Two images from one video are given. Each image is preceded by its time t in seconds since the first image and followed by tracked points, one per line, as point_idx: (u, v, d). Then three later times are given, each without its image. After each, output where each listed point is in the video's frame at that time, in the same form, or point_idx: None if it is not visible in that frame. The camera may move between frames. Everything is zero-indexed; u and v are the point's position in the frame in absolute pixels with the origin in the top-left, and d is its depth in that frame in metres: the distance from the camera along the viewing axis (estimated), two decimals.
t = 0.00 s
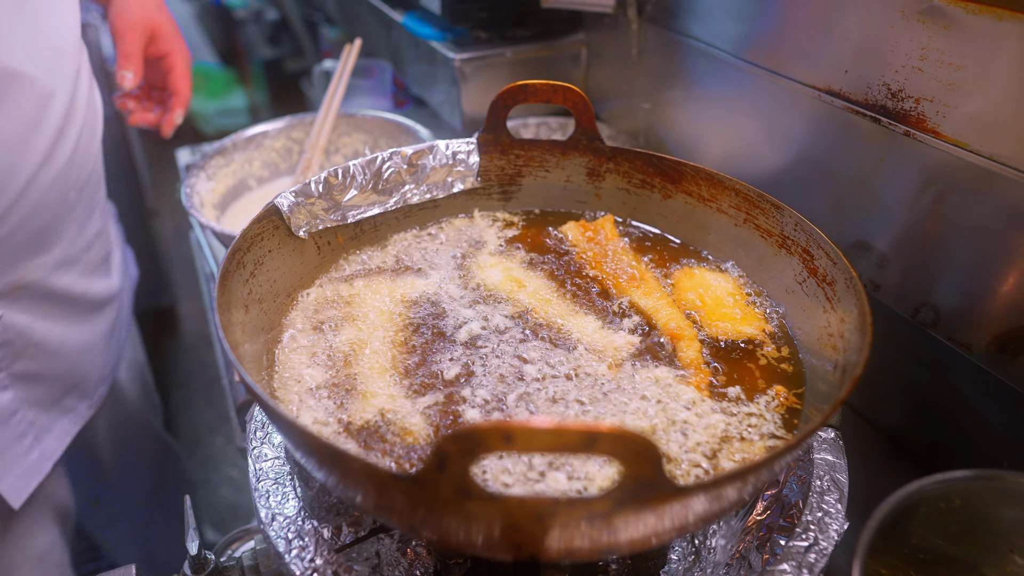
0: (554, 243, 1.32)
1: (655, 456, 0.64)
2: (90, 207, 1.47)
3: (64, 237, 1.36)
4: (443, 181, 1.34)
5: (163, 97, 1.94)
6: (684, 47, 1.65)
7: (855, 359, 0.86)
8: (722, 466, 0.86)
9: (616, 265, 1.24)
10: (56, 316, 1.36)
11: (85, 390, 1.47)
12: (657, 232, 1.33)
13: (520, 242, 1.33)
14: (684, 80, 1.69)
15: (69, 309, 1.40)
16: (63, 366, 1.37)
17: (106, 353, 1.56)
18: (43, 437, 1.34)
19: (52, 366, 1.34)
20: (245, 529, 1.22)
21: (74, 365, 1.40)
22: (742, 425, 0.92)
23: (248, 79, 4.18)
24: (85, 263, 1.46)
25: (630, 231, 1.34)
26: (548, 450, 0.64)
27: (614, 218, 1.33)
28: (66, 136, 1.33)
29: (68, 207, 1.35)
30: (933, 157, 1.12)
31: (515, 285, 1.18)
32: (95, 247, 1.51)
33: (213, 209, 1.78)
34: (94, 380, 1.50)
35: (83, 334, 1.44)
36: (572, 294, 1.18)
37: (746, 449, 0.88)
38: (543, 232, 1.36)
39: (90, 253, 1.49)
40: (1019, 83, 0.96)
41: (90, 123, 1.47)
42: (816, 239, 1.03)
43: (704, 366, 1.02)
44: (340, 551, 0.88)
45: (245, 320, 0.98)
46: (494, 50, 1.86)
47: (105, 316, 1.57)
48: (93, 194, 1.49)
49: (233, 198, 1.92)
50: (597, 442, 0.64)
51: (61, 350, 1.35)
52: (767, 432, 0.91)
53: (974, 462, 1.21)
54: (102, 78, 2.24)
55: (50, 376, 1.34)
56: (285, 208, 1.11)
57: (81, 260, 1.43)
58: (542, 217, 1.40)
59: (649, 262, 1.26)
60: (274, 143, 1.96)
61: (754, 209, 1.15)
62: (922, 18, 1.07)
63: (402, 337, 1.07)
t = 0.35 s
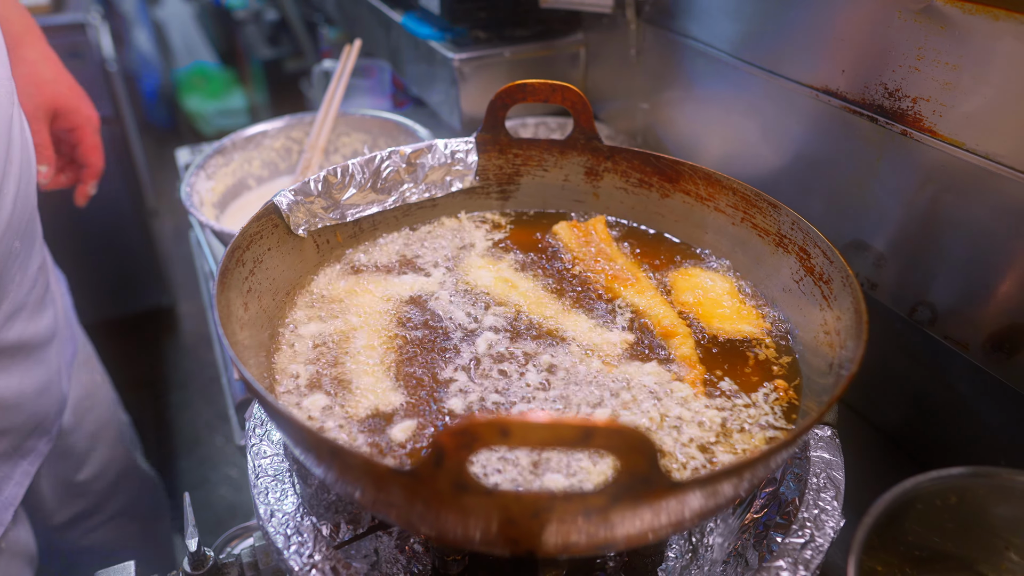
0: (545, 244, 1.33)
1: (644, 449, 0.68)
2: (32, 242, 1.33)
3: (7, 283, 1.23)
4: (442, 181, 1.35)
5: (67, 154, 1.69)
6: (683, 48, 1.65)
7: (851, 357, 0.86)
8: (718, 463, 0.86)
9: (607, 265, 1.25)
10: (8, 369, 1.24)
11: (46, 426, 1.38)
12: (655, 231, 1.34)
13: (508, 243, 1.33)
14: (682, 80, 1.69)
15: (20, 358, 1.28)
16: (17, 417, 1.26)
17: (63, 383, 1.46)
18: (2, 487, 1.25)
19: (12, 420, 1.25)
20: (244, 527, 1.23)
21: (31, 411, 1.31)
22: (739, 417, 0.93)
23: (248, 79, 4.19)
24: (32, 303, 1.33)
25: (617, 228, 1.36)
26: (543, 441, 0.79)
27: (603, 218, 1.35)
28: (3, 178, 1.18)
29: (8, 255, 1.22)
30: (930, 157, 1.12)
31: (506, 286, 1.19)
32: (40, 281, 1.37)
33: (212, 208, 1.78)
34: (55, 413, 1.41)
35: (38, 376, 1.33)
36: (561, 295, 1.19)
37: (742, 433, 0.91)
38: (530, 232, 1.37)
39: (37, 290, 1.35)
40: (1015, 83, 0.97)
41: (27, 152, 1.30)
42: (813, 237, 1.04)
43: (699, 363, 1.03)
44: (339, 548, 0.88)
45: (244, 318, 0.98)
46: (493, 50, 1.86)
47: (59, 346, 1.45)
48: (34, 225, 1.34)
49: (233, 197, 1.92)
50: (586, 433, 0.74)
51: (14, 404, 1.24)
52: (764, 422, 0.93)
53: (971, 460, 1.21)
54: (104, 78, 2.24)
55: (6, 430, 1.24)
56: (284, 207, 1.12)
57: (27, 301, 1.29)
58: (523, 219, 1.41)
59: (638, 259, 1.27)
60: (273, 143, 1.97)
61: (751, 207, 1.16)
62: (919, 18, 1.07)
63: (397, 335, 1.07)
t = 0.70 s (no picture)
0: (536, 243, 1.33)
1: (647, 450, 0.62)
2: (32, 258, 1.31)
3: (10, 301, 1.20)
4: (441, 181, 1.35)
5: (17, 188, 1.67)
6: (682, 49, 1.66)
7: (848, 356, 0.87)
8: (714, 462, 0.86)
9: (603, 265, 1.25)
10: (22, 389, 1.22)
11: (63, 449, 1.36)
12: (654, 231, 1.34)
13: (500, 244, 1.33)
14: (682, 80, 1.70)
15: (31, 377, 1.26)
16: (36, 438, 1.25)
17: (77, 400, 1.45)
18: (32, 513, 1.22)
19: (32, 440, 1.23)
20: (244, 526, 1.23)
21: (48, 431, 1.29)
22: (734, 414, 0.94)
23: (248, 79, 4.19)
24: (38, 317, 1.32)
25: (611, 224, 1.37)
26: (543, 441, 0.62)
27: (593, 216, 1.37)
28: None
29: (5, 269, 1.18)
30: (927, 158, 1.13)
31: (497, 287, 1.19)
32: (43, 297, 1.35)
33: (212, 208, 1.79)
34: (73, 431, 1.40)
35: (50, 395, 1.32)
36: (554, 295, 1.19)
37: (738, 434, 0.91)
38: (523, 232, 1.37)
39: (41, 304, 1.34)
40: (1012, 84, 0.98)
41: (12, 159, 1.26)
42: (810, 238, 1.04)
43: (695, 361, 1.04)
44: (338, 547, 0.88)
45: (244, 317, 0.99)
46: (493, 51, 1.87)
47: (69, 363, 1.44)
48: (32, 239, 1.32)
49: (233, 197, 1.93)
50: (591, 433, 0.62)
51: (32, 424, 1.23)
52: (757, 420, 0.93)
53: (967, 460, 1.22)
54: (104, 78, 2.25)
55: (28, 454, 1.22)
56: (284, 207, 1.12)
57: (31, 317, 1.28)
58: (515, 219, 1.41)
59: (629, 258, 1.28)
60: (273, 143, 1.97)
61: (749, 208, 1.17)
62: (917, 19, 1.08)
63: (391, 335, 1.08)
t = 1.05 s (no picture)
0: (533, 247, 1.33)
1: (644, 450, 0.62)
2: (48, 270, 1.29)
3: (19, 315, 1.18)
4: (442, 182, 1.36)
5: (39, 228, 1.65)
6: (681, 51, 1.67)
7: (846, 357, 0.87)
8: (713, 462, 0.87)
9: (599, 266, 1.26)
10: (35, 405, 1.21)
11: (88, 469, 1.38)
12: (652, 233, 1.35)
13: (495, 245, 1.33)
14: (681, 82, 1.70)
15: (46, 394, 1.25)
16: (49, 457, 1.24)
17: (98, 422, 1.44)
18: (44, 540, 1.25)
19: (47, 461, 1.24)
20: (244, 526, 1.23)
21: (63, 452, 1.29)
22: (734, 410, 0.96)
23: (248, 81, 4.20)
24: (54, 332, 1.30)
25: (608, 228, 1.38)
26: (542, 441, 0.63)
27: (589, 218, 1.37)
28: None
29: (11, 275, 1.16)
30: (925, 159, 1.13)
31: (494, 289, 1.19)
32: (60, 311, 1.34)
33: (213, 209, 1.79)
34: (93, 455, 1.40)
35: (67, 414, 1.31)
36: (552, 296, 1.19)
37: (738, 429, 0.93)
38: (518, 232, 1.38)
39: (61, 318, 1.33)
40: (1008, 87, 0.98)
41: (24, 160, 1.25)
42: (808, 240, 1.05)
43: (694, 358, 1.05)
44: (338, 547, 0.89)
45: (246, 318, 0.99)
46: (493, 53, 1.88)
47: (92, 380, 1.43)
48: (47, 250, 1.30)
49: (234, 197, 1.93)
50: (589, 434, 0.62)
51: (47, 444, 1.23)
52: (757, 416, 0.95)
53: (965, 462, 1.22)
54: (104, 79, 2.25)
55: (41, 475, 1.22)
56: (285, 208, 1.13)
57: (48, 334, 1.27)
58: (514, 220, 1.42)
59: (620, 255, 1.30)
60: (274, 144, 1.98)
61: (748, 210, 1.17)
62: (913, 22, 1.09)
63: (388, 336, 1.08)
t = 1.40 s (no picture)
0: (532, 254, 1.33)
1: (645, 456, 0.63)
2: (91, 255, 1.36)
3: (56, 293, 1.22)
4: (443, 188, 1.37)
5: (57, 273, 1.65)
6: (680, 57, 1.68)
7: (845, 362, 0.88)
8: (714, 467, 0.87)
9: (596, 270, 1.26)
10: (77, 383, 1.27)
11: (133, 455, 1.44)
12: (653, 238, 1.36)
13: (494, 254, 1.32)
14: (681, 89, 1.71)
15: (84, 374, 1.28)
16: (91, 436, 1.30)
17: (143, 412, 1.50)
18: (88, 521, 1.32)
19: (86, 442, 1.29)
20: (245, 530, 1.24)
21: (107, 432, 1.34)
22: (738, 411, 0.96)
23: (250, 86, 4.21)
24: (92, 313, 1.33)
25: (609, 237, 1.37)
26: (543, 446, 0.63)
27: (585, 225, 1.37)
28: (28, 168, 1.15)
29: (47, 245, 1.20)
30: (923, 166, 1.14)
31: (495, 296, 1.19)
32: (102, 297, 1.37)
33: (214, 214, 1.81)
34: (141, 443, 1.46)
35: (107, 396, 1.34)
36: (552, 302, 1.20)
37: (741, 428, 0.93)
38: (517, 239, 1.37)
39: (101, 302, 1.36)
40: (1006, 94, 0.99)
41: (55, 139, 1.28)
42: (807, 246, 1.06)
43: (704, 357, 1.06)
44: (338, 551, 0.89)
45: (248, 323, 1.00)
46: (493, 60, 1.89)
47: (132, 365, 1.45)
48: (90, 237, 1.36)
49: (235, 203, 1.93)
50: (589, 439, 0.61)
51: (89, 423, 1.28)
52: (762, 415, 0.96)
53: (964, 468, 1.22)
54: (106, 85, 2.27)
55: (84, 452, 1.29)
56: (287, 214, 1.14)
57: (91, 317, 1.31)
58: (514, 228, 1.41)
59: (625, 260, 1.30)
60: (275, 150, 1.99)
61: (747, 216, 1.18)
62: (911, 30, 1.10)
63: (389, 342, 1.09)
